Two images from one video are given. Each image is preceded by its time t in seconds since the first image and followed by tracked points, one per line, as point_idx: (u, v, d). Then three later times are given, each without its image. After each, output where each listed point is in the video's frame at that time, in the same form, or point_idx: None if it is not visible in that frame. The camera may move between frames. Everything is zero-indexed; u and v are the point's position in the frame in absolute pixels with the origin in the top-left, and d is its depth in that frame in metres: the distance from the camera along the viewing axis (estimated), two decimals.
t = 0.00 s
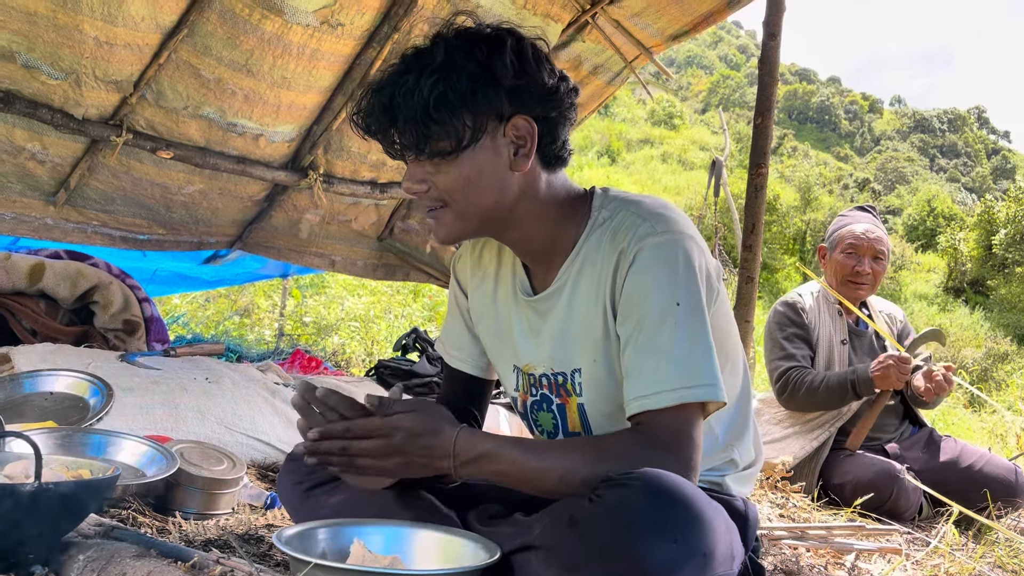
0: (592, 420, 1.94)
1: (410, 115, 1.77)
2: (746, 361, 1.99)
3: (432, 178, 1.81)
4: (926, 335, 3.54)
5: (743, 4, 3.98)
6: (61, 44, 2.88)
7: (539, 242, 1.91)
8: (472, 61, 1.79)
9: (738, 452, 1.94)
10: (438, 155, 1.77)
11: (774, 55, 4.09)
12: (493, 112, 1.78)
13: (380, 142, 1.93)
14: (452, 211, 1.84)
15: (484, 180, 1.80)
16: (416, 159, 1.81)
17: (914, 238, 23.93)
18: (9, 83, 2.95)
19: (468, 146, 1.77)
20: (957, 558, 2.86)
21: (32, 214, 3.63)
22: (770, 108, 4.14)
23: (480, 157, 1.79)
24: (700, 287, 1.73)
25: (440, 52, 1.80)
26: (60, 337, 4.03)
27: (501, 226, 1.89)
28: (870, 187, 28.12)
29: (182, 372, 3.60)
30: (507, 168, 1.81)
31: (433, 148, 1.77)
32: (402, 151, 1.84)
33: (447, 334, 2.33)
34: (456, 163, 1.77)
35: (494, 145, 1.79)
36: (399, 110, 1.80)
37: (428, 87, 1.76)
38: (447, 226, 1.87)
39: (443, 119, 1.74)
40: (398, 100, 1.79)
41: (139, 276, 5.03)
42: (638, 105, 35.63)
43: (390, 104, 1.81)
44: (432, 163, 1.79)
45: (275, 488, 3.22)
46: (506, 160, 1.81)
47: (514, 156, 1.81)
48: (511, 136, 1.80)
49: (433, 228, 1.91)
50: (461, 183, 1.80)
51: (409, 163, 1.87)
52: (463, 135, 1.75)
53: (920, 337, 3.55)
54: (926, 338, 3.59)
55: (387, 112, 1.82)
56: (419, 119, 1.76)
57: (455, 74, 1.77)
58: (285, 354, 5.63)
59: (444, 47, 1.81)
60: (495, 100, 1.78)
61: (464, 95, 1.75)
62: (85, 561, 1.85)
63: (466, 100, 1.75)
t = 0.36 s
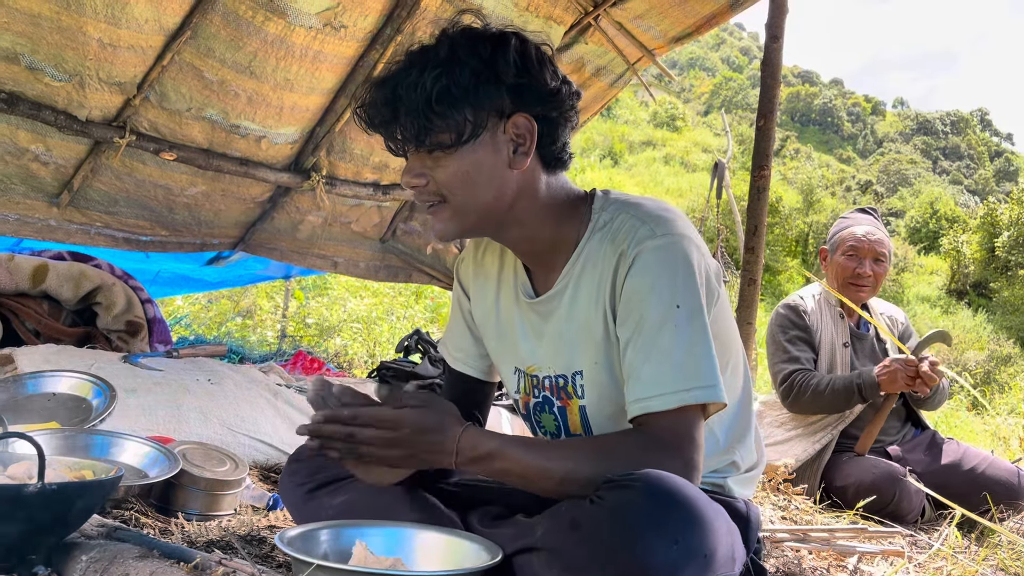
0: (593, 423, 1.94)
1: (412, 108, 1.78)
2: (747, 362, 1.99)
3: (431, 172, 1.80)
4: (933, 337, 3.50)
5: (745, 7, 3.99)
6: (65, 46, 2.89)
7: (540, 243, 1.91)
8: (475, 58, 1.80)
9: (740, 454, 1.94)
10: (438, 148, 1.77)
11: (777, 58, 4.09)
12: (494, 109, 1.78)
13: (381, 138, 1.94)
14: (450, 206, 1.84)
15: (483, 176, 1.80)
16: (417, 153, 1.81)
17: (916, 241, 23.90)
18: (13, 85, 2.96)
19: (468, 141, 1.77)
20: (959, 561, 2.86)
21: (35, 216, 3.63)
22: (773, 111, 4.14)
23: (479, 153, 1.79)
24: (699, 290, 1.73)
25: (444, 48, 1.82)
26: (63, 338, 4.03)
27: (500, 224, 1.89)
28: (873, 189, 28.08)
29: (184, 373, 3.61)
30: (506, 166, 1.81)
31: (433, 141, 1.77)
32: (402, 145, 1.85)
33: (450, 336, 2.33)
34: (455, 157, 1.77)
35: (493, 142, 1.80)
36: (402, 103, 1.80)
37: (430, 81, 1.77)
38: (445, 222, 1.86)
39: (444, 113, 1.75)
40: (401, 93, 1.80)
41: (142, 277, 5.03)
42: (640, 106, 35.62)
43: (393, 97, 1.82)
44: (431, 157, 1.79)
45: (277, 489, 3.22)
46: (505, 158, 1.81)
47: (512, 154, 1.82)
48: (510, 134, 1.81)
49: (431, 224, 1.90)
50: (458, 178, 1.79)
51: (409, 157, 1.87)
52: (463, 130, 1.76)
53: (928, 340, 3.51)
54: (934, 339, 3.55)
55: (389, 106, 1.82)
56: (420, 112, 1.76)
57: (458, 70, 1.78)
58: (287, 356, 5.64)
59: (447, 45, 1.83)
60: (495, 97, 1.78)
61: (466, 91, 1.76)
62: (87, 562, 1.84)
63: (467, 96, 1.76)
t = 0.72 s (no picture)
0: (596, 425, 1.94)
1: (415, 111, 1.77)
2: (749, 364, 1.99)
3: (435, 175, 1.80)
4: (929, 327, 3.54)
5: (749, 8, 3.99)
6: (69, 47, 2.90)
7: (544, 245, 1.90)
8: (477, 59, 1.80)
9: (743, 456, 1.94)
10: (441, 149, 1.77)
11: (780, 59, 4.09)
12: (497, 109, 1.79)
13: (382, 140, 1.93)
14: (455, 208, 1.84)
15: (487, 176, 1.80)
16: (420, 155, 1.81)
17: (920, 242, 23.85)
18: (17, 86, 2.97)
19: (471, 142, 1.77)
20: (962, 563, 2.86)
21: (40, 216, 3.64)
22: (777, 112, 4.13)
23: (483, 153, 1.79)
24: (704, 290, 1.74)
25: (445, 50, 1.81)
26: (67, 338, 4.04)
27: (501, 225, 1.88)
28: (876, 191, 28.03)
29: (188, 374, 3.62)
30: (509, 166, 1.81)
31: (438, 143, 1.76)
32: (405, 147, 1.84)
33: (451, 338, 2.33)
34: (459, 159, 1.77)
35: (497, 142, 1.80)
36: (405, 105, 1.80)
37: (433, 83, 1.76)
38: (450, 224, 1.86)
39: (448, 115, 1.75)
40: (404, 94, 1.80)
41: (146, 278, 5.04)
42: (644, 108, 35.60)
43: (396, 100, 1.81)
44: (434, 160, 1.79)
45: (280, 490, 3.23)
46: (508, 158, 1.81)
47: (516, 154, 1.82)
48: (513, 134, 1.81)
49: (436, 226, 1.90)
50: (462, 179, 1.80)
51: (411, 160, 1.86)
52: (467, 131, 1.76)
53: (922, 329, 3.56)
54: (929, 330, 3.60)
55: (392, 108, 1.82)
56: (423, 114, 1.76)
57: (462, 72, 1.78)
58: (291, 356, 5.65)
59: (449, 46, 1.83)
60: (498, 98, 1.79)
61: (469, 93, 1.77)
62: (91, 562, 1.84)
63: (471, 98, 1.76)
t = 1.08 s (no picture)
0: (609, 424, 1.93)
1: (431, 138, 1.74)
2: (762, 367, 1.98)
3: (463, 194, 1.71)
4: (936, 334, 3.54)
5: (754, 8, 3.98)
6: (75, 48, 2.90)
7: (562, 243, 1.88)
8: (477, 72, 1.79)
9: (752, 457, 1.94)
10: (466, 166, 1.69)
11: (785, 60, 4.08)
12: (510, 112, 1.73)
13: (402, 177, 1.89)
14: (490, 221, 1.76)
15: (517, 181, 1.73)
16: (445, 180, 1.73)
17: (925, 244, 23.80)
18: (24, 86, 2.98)
19: (494, 151, 1.70)
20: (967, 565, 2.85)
21: (46, 216, 3.65)
22: (781, 113, 4.13)
23: (508, 161, 1.72)
24: (722, 290, 1.73)
25: (444, 72, 1.81)
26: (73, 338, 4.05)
27: (531, 232, 1.84)
28: (881, 192, 27.98)
29: (193, 374, 3.62)
30: (534, 163, 1.75)
31: (461, 162, 1.69)
32: (427, 179, 1.77)
33: (466, 336, 2.34)
34: (486, 171, 1.69)
35: (518, 144, 1.73)
36: (420, 136, 1.77)
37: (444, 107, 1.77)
38: (486, 237, 1.79)
39: (462, 132, 1.71)
40: (416, 124, 1.78)
41: (151, 278, 5.05)
42: (648, 109, 35.57)
43: (409, 131, 1.79)
44: (461, 178, 1.70)
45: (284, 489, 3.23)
46: (532, 157, 1.75)
47: (538, 151, 1.75)
48: (532, 131, 1.74)
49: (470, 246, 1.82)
50: (496, 189, 1.71)
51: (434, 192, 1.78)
52: (486, 141, 1.70)
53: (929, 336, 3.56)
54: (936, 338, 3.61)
55: (407, 141, 1.79)
56: (439, 139, 1.73)
57: (467, 88, 1.77)
58: (295, 356, 5.66)
59: (446, 67, 1.82)
60: (509, 101, 1.75)
61: (480, 105, 1.74)
62: (96, 561, 1.85)
63: (482, 108, 1.73)
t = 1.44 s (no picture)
0: (618, 424, 1.93)
1: (442, 145, 1.72)
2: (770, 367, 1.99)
3: (477, 199, 1.72)
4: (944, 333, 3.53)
5: (759, 9, 3.98)
6: (82, 47, 2.91)
7: (572, 244, 1.88)
8: (482, 76, 1.76)
9: (758, 457, 1.93)
10: (479, 171, 1.69)
11: (790, 60, 4.07)
12: (517, 113, 1.73)
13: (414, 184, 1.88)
14: (505, 225, 1.77)
15: (529, 183, 1.73)
16: (458, 186, 1.73)
17: (931, 244, 23.73)
18: (30, 85, 2.98)
19: (505, 154, 1.70)
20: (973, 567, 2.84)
21: (52, 215, 3.66)
22: (787, 114, 4.12)
23: (519, 164, 1.72)
24: (732, 291, 1.73)
25: (449, 78, 1.78)
26: (79, 337, 4.06)
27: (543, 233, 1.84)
28: (886, 193, 27.91)
29: (198, 373, 3.63)
30: (544, 163, 1.75)
31: (473, 168, 1.70)
32: (440, 183, 1.77)
33: (473, 335, 2.34)
34: (498, 174, 1.70)
35: (528, 146, 1.73)
36: (431, 144, 1.75)
37: (451, 112, 1.73)
38: (502, 240, 1.80)
39: (473, 136, 1.69)
40: (425, 132, 1.76)
41: (156, 277, 5.06)
42: (653, 109, 35.54)
43: (419, 141, 1.77)
44: (475, 183, 1.71)
45: (289, 488, 3.24)
46: (542, 158, 1.74)
47: (547, 150, 1.75)
48: (540, 131, 1.74)
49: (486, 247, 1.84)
50: (509, 192, 1.72)
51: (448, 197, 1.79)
52: (496, 143, 1.69)
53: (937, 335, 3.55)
54: (943, 337, 3.60)
55: (419, 148, 1.78)
56: (450, 145, 1.71)
57: (472, 92, 1.74)
58: (299, 356, 5.66)
59: (449, 71, 1.79)
60: (516, 103, 1.74)
61: (487, 110, 1.72)
62: (102, 558, 1.87)
63: (489, 110, 1.72)
